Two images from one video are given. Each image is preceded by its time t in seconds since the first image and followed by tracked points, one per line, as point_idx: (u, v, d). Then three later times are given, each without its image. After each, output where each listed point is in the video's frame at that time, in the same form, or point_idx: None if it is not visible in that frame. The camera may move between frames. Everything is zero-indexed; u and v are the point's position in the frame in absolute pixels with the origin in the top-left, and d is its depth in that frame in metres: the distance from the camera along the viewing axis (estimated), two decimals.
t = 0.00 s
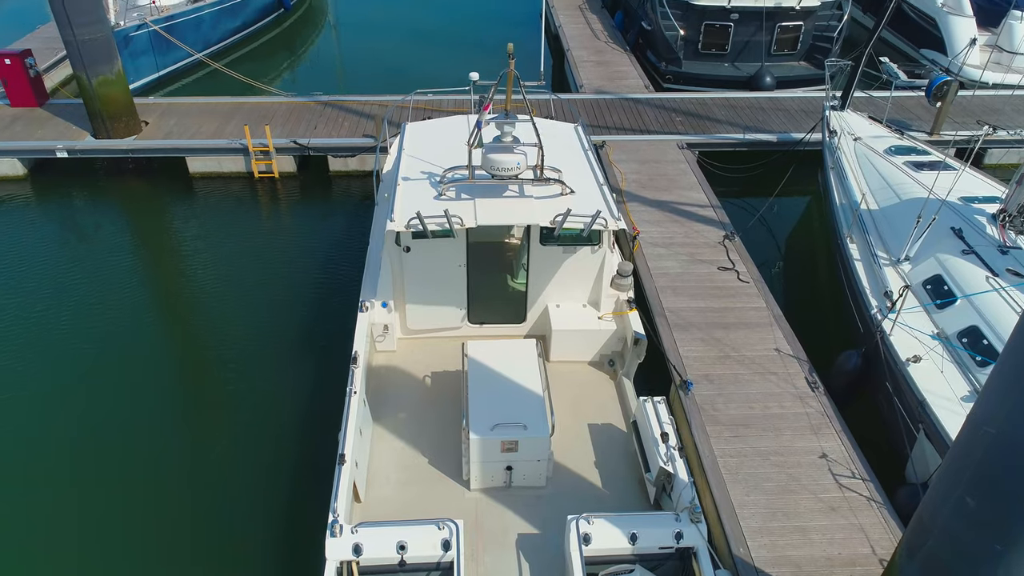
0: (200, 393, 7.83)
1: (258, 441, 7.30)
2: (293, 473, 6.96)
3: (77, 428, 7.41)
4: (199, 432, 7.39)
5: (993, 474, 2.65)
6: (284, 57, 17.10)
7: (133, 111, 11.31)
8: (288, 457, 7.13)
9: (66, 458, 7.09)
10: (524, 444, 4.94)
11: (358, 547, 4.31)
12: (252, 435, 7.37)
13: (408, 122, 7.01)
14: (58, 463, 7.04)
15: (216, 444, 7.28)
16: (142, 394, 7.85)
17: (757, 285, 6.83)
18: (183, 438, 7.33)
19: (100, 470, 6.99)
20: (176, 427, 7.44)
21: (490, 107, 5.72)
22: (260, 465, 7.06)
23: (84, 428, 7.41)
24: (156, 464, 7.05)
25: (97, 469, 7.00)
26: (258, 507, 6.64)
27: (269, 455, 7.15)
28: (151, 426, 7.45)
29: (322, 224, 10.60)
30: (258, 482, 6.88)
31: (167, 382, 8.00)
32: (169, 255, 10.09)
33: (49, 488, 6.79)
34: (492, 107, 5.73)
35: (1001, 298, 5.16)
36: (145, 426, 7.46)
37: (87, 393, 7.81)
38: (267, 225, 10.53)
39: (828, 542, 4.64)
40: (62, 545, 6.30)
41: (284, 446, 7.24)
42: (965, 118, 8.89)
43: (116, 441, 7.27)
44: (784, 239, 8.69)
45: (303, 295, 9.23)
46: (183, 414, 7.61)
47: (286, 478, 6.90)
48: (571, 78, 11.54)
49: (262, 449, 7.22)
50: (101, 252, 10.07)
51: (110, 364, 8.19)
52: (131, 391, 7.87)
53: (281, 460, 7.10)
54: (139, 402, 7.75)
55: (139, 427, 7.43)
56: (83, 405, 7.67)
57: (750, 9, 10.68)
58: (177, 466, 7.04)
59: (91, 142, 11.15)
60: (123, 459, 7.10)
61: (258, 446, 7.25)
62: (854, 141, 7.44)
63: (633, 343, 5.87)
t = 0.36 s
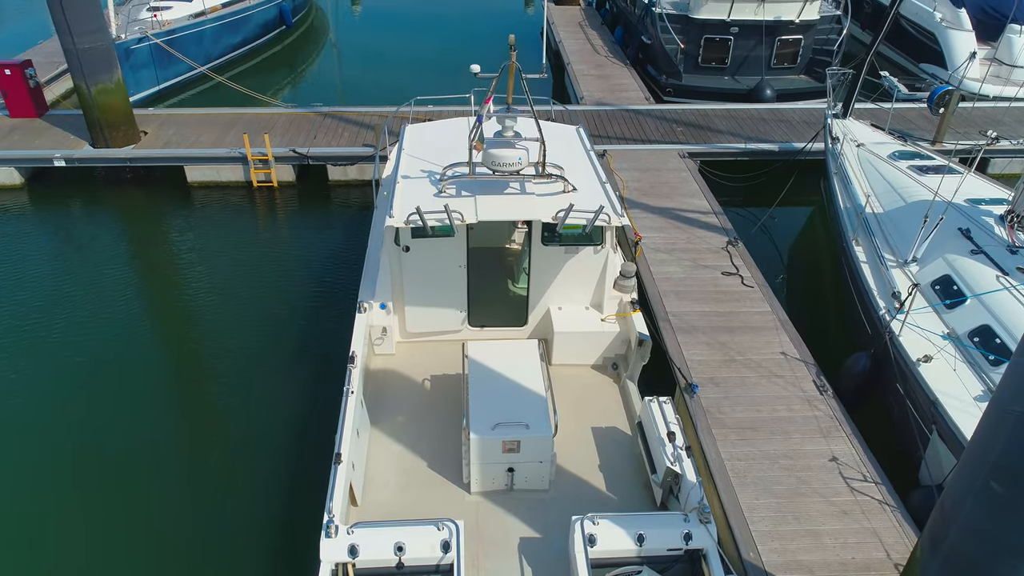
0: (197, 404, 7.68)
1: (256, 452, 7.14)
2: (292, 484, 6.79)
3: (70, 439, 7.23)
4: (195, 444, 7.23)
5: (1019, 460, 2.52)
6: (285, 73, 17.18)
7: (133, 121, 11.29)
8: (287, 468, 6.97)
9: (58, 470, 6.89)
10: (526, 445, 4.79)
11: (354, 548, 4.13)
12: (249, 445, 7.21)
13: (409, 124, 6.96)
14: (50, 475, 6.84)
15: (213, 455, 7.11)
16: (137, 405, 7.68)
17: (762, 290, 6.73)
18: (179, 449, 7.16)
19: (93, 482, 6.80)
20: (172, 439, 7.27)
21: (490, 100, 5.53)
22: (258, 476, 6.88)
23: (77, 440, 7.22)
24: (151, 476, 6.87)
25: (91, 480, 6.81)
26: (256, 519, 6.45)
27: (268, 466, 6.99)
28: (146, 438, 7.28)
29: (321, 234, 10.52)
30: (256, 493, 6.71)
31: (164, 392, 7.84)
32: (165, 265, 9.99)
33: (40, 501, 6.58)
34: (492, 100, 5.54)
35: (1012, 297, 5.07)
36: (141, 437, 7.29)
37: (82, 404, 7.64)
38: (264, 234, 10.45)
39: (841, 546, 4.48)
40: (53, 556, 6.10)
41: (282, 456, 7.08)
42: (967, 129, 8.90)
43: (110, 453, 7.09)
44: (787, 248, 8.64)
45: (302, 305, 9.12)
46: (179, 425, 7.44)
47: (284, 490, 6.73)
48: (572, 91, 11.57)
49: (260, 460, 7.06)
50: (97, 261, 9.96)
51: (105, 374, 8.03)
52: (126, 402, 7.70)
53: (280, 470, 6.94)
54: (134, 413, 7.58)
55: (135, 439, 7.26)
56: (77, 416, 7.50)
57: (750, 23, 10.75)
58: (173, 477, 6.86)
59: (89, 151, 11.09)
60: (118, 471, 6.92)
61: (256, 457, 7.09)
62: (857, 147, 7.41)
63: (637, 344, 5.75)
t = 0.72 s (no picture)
0: (192, 414, 7.50)
1: (251, 463, 6.94)
2: (289, 496, 6.58)
3: (61, 451, 7.03)
4: (189, 454, 7.03)
5: None
6: (286, 87, 17.24)
7: (131, 130, 11.28)
8: (284, 478, 6.77)
9: (49, 480, 6.70)
10: (528, 444, 4.65)
11: (350, 547, 3.97)
12: (245, 456, 7.02)
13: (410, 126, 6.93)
14: (38, 487, 6.63)
15: (208, 466, 6.91)
16: (131, 416, 7.50)
17: (767, 294, 6.64)
18: (173, 460, 6.96)
19: (83, 494, 6.58)
20: (166, 450, 7.07)
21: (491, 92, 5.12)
22: (253, 487, 6.68)
23: (68, 452, 7.02)
24: (144, 488, 6.66)
25: (80, 492, 6.59)
26: (252, 532, 6.23)
27: (264, 476, 6.79)
28: (140, 449, 7.09)
29: (319, 242, 10.44)
30: (252, 505, 6.50)
31: (158, 403, 7.67)
32: (161, 273, 9.88)
33: (31, 511, 6.38)
34: (491, 92, 5.17)
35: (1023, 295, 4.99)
36: (134, 448, 7.10)
37: (73, 415, 7.44)
38: (262, 243, 10.37)
39: (854, 549, 4.33)
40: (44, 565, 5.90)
41: (279, 466, 6.89)
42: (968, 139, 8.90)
43: (102, 465, 6.88)
44: (789, 258, 8.58)
45: (300, 313, 8.99)
46: (173, 436, 7.25)
47: (282, 500, 6.52)
48: (572, 103, 11.60)
49: (256, 470, 6.86)
50: (92, 270, 9.85)
51: (99, 384, 7.85)
52: (119, 413, 7.51)
53: (277, 480, 6.74)
54: (127, 423, 7.39)
55: (127, 450, 7.06)
56: (68, 427, 7.30)
57: (749, 36, 10.83)
58: (166, 488, 6.65)
59: (87, 159, 11.04)
60: (109, 483, 6.70)
61: (251, 467, 6.89)
62: (860, 154, 7.39)
63: (640, 345, 5.63)
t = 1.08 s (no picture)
0: (188, 424, 7.33)
1: (247, 473, 6.77)
2: (286, 506, 6.39)
3: (52, 461, 6.85)
4: (184, 465, 6.85)
5: None
6: (286, 102, 17.31)
7: (131, 138, 11.26)
8: (280, 489, 6.58)
9: (39, 491, 6.52)
10: (530, 441, 4.52)
11: (345, 543, 3.83)
12: (240, 466, 6.85)
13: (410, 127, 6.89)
14: (28, 497, 6.43)
15: (203, 476, 6.73)
16: (125, 425, 7.32)
17: (771, 297, 6.55)
18: (167, 470, 6.78)
19: (74, 504, 6.38)
20: (161, 460, 6.90)
21: (492, 84, 4.99)
22: (249, 498, 6.49)
23: (59, 462, 6.83)
24: (137, 498, 6.47)
25: (71, 503, 6.39)
26: (247, 543, 6.04)
27: (260, 487, 6.61)
28: (133, 459, 6.91)
29: (318, 251, 10.36)
30: (248, 516, 6.31)
31: (152, 413, 7.50)
32: (157, 282, 9.77)
33: (21, 522, 6.19)
34: (492, 84, 5.00)
35: None
36: (127, 457, 6.92)
37: (66, 424, 7.28)
38: (261, 251, 10.30)
39: (868, 550, 4.18)
40: None
41: (276, 476, 6.71)
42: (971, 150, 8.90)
43: (94, 475, 6.69)
44: (792, 266, 8.52)
45: (298, 321, 8.87)
46: (168, 446, 7.07)
47: (278, 511, 6.33)
48: (572, 115, 11.63)
49: (251, 480, 6.69)
50: (88, 278, 9.75)
51: (93, 394, 7.69)
52: (113, 423, 7.34)
53: (273, 490, 6.56)
54: (120, 433, 7.22)
55: (120, 460, 6.88)
56: (61, 436, 7.12)
57: (748, 48, 10.89)
58: (159, 499, 6.46)
59: (85, 167, 10.98)
60: (101, 493, 6.51)
61: (248, 477, 6.71)
62: (863, 159, 7.38)
63: (645, 345, 5.52)
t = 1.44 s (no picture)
0: (183, 436, 7.16)
1: (243, 485, 6.59)
2: (282, 520, 6.20)
3: (43, 474, 6.65)
4: (178, 477, 6.66)
5: None
6: (287, 118, 17.36)
7: (130, 147, 11.24)
8: (276, 501, 6.40)
9: (29, 500, 6.35)
10: (533, 437, 4.40)
11: (343, 539, 3.70)
12: (236, 478, 6.66)
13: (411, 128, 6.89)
14: (16, 508, 6.25)
15: (197, 489, 6.55)
16: (118, 436, 7.15)
17: (776, 300, 6.48)
18: (159, 484, 6.59)
19: (62, 517, 6.19)
20: (155, 470, 6.75)
21: (494, 77, 4.98)
22: (244, 511, 6.30)
23: (49, 472, 6.67)
24: (128, 512, 6.27)
25: (61, 513, 6.23)
26: (241, 558, 5.84)
27: (255, 500, 6.42)
28: (126, 471, 6.72)
29: (317, 260, 10.29)
30: (242, 531, 6.11)
31: (147, 424, 7.33)
32: (154, 291, 9.67)
33: (9, 532, 6.02)
34: (496, 77, 4.98)
35: None
36: (119, 471, 6.73)
37: (59, 436, 7.11)
38: (260, 260, 10.23)
39: (881, 550, 4.05)
40: None
41: (271, 490, 6.52)
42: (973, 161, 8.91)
43: (85, 486, 6.52)
44: (794, 275, 8.49)
45: (297, 331, 8.77)
46: (162, 458, 6.90)
47: (273, 524, 6.14)
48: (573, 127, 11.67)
49: (248, 492, 6.51)
50: (85, 287, 9.65)
51: (86, 405, 7.53)
52: (105, 435, 7.16)
53: (269, 504, 6.37)
54: (114, 445, 7.04)
55: (112, 472, 6.69)
56: (53, 448, 6.95)
57: (748, 61, 10.98)
58: (152, 512, 6.27)
59: (84, 175, 10.95)
60: (91, 506, 6.31)
61: (243, 489, 6.54)
62: (866, 165, 7.37)
63: (649, 344, 5.43)
